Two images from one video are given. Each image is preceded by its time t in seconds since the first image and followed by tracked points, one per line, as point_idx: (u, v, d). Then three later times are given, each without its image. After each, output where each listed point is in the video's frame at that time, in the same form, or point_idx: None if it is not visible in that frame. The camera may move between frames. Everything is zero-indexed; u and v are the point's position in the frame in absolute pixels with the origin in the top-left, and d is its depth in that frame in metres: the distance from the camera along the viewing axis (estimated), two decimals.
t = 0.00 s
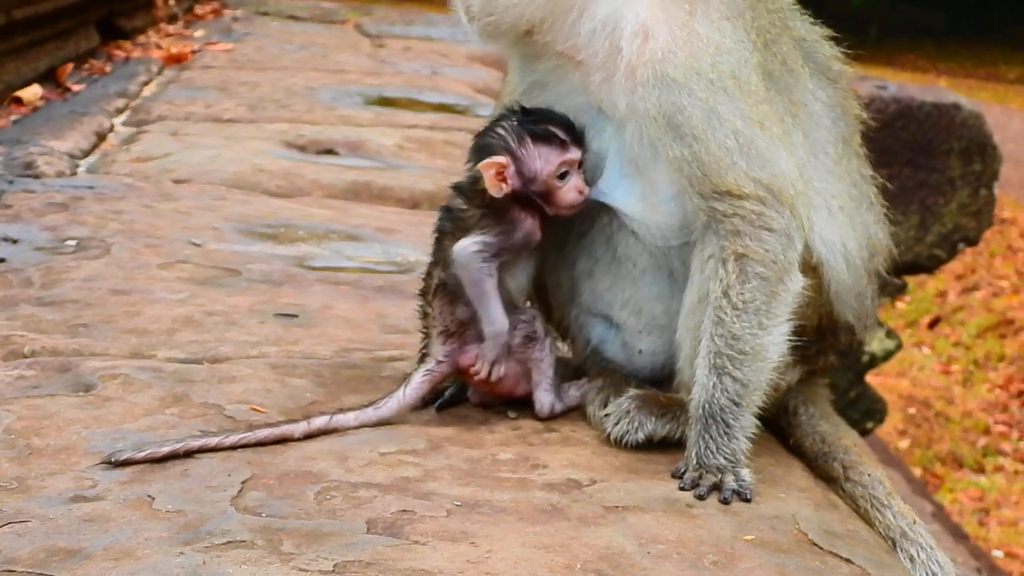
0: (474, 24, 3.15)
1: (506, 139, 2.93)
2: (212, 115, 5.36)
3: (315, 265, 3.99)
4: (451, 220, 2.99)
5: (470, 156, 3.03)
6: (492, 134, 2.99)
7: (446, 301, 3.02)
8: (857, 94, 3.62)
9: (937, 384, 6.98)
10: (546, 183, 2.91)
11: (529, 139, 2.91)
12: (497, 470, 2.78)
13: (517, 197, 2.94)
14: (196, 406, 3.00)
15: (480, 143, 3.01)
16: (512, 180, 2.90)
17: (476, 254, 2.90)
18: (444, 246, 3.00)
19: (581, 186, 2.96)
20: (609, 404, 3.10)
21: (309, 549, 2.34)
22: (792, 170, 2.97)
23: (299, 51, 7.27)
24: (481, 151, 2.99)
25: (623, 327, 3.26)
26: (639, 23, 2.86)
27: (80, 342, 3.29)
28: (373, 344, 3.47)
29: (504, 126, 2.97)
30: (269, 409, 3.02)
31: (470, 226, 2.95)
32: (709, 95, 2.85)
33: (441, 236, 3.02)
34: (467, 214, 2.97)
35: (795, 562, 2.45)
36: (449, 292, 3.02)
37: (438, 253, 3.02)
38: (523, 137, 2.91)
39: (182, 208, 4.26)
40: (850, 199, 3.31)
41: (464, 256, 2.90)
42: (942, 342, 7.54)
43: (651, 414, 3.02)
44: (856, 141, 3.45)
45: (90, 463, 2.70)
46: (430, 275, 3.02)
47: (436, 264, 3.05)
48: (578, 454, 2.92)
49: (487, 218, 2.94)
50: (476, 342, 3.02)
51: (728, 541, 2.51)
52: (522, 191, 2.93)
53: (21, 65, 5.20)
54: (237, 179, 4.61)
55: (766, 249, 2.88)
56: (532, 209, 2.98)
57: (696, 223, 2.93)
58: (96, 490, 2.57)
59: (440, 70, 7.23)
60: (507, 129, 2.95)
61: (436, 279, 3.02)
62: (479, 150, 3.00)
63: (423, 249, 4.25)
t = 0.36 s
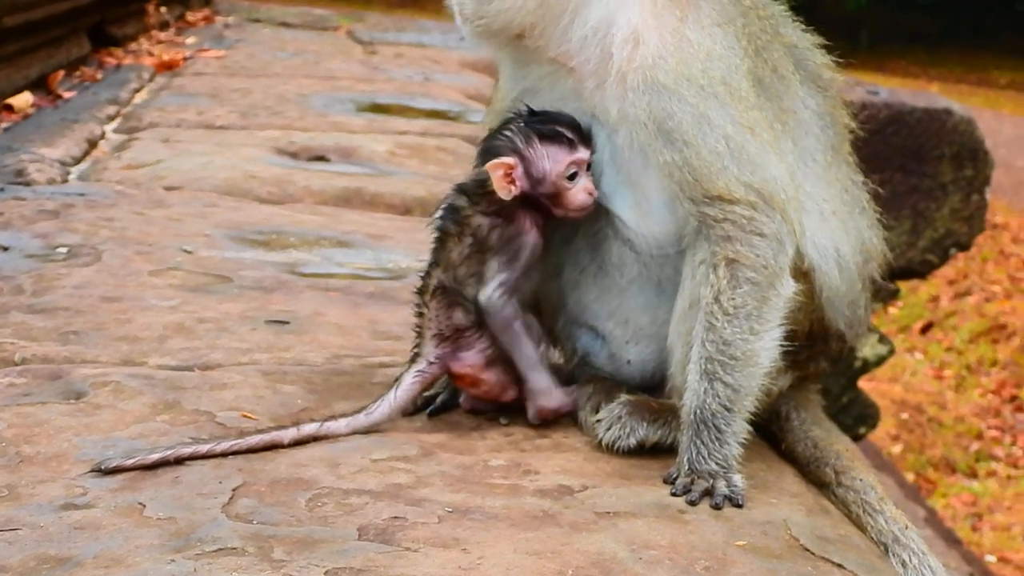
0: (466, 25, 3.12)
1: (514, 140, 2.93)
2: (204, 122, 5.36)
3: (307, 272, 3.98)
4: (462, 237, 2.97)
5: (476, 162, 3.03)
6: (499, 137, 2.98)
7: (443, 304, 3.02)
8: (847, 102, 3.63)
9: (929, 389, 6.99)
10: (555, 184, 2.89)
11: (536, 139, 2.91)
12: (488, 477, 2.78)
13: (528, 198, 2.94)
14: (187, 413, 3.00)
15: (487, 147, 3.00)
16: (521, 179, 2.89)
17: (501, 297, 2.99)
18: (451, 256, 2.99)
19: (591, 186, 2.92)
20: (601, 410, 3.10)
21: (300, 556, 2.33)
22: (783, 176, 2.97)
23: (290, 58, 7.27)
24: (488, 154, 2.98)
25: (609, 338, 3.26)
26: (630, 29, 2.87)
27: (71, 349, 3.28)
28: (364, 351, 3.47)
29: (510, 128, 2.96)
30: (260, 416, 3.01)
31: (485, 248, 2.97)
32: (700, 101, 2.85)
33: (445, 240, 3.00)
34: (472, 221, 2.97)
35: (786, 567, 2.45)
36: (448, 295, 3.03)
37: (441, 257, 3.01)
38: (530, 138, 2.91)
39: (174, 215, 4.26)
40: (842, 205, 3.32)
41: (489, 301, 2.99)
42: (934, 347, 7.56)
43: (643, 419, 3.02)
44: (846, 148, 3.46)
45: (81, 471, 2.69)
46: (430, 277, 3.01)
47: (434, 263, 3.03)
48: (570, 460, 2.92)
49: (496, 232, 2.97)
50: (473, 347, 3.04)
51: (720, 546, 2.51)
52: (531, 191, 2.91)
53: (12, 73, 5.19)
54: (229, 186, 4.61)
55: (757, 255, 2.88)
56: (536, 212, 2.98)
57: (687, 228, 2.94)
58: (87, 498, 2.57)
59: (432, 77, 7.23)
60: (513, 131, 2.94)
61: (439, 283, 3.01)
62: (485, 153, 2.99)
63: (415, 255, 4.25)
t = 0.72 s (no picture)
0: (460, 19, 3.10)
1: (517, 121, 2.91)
2: (197, 128, 5.36)
3: (299, 278, 3.98)
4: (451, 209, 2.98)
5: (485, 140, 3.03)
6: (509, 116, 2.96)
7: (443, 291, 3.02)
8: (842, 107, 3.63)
9: (923, 394, 7.00)
10: (556, 175, 2.85)
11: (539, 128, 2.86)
12: (481, 482, 2.77)
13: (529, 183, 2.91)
14: (179, 419, 2.99)
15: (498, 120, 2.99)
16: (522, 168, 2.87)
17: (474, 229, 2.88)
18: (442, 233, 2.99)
19: (591, 181, 2.88)
20: (594, 415, 3.09)
21: (293, 562, 2.33)
22: (777, 182, 2.98)
23: (284, 64, 7.27)
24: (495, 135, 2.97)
25: (602, 342, 3.26)
26: (626, 30, 2.88)
27: (63, 355, 3.27)
28: (357, 356, 3.47)
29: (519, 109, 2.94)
30: (253, 422, 3.01)
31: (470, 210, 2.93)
32: (695, 105, 2.86)
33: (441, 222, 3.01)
34: (466, 198, 2.96)
35: (779, 572, 2.44)
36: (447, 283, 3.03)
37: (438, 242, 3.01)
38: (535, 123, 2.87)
39: (166, 220, 4.26)
40: (836, 211, 3.32)
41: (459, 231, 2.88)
42: (928, 351, 7.57)
43: (635, 425, 3.02)
44: (841, 153, 3.46)
45: (73, 477, 2.68)
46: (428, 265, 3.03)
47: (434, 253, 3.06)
48: (562, 466, 2.91)
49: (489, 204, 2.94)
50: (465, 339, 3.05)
51: (712, 552, 2.50)
52: (531, 179, 2.88)
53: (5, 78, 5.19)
54: (222, 192, 4.61)
55: (751, 260, 2.88)
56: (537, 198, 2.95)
57: (681, 232, 2.94)
58: (79, 505, 2.56)
59: (425, 82, 7.24)
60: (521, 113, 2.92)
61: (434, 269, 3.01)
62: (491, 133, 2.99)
63: (408, 261, 4.25)
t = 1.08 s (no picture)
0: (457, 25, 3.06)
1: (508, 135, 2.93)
2: (191, 134, 5.36)
3: (294, 284, 3.98)
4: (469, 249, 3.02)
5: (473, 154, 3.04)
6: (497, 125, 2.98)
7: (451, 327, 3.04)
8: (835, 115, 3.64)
9: (917, 398, 7.01)
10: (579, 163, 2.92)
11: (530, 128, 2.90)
12: (476, 489, 2.77)
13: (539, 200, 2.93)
14: (173, 427, 2.99)
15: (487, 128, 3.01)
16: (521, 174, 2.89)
17: (509, 289, 2.94)
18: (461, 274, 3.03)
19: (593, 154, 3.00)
20: (588, 423, 3.10)
21: (289, 570, 2.33)
22: (774, 191, 2.98)
23: (277, 69, 7.28)
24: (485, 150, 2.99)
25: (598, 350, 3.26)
26: (622, 40, 2.90)
27: (57, 363, 3.26)
28: (352, 363, 3.46)
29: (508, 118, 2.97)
30: (247, 430, 3.00)
31: (493, 256, 2.96)
32: (692, 114, 2.86)
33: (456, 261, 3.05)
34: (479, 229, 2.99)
35: None
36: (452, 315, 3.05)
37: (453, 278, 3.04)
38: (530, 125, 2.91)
39: (160, 227, 4.26)
40: (831, 219, 3.33)
41: (495, 294, 2.94)
42: (922, 355, 7.58)
43: (630, 432, 3.02)
44: (836, 162, 3.47)
45: (68, 485, 2.67)
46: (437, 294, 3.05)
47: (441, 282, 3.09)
48: (557, 472, 2.91)
49: (504, 238, 2.96)
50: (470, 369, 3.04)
51: (707, 558, 2.50)
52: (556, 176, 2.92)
53: None
54: (215, 198, 4.61)
55: (748, 268, 2.89)
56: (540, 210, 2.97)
57: (678, 241, 2.94)
58: (74, 513, 2.55)
59: (419, 88, 7.24)
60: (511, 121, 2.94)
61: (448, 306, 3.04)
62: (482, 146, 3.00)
63: (402, 267, 4.25)
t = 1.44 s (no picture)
0: (451, 30, 3.06)
1: (584, 189, 2.91)
2: (184, 141, 5.37)
3: (287, 292, 3.99)
4: (522, 297, 2.95)
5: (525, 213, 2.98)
6: (562, 182, 2.93)
7: (467, 364, 2.93)
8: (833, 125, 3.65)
9: (910, 406, 7.02)
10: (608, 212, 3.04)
11: (613, 186, 2.92)
12: (469, 498, 2.77)
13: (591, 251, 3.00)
14: (166, 435, 2.98)
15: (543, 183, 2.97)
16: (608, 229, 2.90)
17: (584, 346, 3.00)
18: (509, 321, 2.93)
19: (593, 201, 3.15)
20: (582, 431, 3.10)
21: None
22: (770, 201, 2.99)
23: (271, 77, 7.28)
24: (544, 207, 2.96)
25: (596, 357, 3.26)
26: (622, 47, 2.91)
27: (50, 370, 3.26)
28: (345, 371, 3.47)
29: (573, 172, 2.94)
30: (240, 438, 3.00)
31: (562, 309, 2.97)
32: (690, 122, 2.87)
33: (503, 308, 2.94)
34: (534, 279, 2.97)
35: None
36: (468, 353, 2.94)
37: (493, 322, 2.93)
38: (605, 181, 2.92)
39: (154, 235, 4.26)
40: (826, 228, 3.34)
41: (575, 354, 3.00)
42: (915, 363, 7.59)
43: (624, 440, 3.02)
44: (831, 171, 3.48)
45: (61, 493, 2.67)
46: (465, 334, 2.95)
47: (471, 322, 2.96)
48: (550, 481, 2.91)
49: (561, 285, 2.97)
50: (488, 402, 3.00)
51: (700, 566, 2.51)
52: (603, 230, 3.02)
53: None
54: (209, 206, 4.61)
55: (744, 278, 2.90)
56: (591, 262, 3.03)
57: (675, 250, 2.95)
58: (67, 520, 2.55)
59: (413, 95, 7.25)
60: (581, 176, 2.93)
61: (492, 354, 2.93)
62: (542, 203, 2.95)
63: (395, 275, 4.25)
